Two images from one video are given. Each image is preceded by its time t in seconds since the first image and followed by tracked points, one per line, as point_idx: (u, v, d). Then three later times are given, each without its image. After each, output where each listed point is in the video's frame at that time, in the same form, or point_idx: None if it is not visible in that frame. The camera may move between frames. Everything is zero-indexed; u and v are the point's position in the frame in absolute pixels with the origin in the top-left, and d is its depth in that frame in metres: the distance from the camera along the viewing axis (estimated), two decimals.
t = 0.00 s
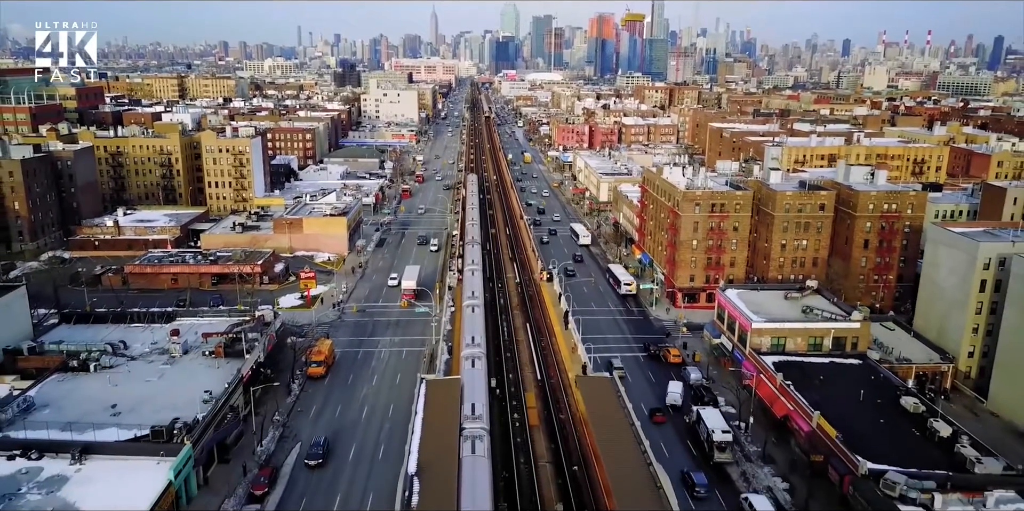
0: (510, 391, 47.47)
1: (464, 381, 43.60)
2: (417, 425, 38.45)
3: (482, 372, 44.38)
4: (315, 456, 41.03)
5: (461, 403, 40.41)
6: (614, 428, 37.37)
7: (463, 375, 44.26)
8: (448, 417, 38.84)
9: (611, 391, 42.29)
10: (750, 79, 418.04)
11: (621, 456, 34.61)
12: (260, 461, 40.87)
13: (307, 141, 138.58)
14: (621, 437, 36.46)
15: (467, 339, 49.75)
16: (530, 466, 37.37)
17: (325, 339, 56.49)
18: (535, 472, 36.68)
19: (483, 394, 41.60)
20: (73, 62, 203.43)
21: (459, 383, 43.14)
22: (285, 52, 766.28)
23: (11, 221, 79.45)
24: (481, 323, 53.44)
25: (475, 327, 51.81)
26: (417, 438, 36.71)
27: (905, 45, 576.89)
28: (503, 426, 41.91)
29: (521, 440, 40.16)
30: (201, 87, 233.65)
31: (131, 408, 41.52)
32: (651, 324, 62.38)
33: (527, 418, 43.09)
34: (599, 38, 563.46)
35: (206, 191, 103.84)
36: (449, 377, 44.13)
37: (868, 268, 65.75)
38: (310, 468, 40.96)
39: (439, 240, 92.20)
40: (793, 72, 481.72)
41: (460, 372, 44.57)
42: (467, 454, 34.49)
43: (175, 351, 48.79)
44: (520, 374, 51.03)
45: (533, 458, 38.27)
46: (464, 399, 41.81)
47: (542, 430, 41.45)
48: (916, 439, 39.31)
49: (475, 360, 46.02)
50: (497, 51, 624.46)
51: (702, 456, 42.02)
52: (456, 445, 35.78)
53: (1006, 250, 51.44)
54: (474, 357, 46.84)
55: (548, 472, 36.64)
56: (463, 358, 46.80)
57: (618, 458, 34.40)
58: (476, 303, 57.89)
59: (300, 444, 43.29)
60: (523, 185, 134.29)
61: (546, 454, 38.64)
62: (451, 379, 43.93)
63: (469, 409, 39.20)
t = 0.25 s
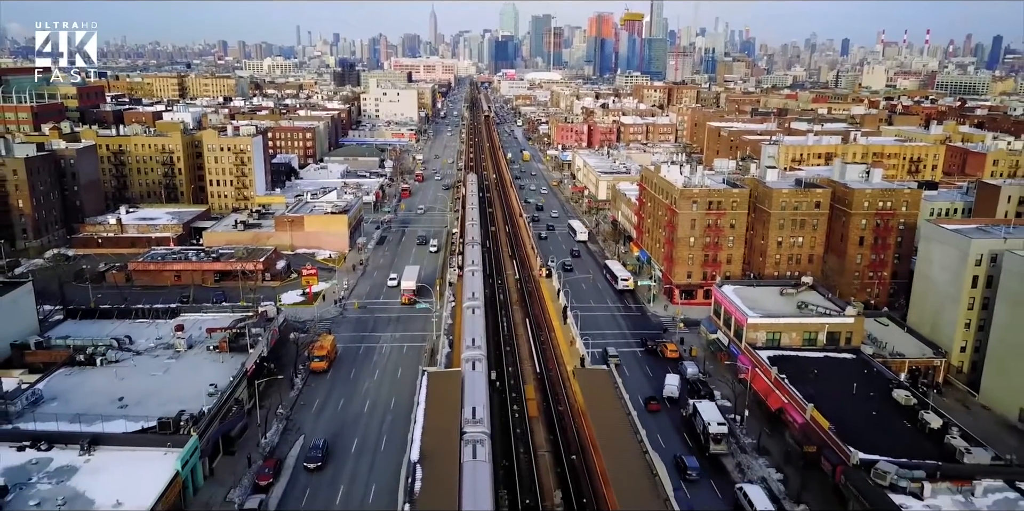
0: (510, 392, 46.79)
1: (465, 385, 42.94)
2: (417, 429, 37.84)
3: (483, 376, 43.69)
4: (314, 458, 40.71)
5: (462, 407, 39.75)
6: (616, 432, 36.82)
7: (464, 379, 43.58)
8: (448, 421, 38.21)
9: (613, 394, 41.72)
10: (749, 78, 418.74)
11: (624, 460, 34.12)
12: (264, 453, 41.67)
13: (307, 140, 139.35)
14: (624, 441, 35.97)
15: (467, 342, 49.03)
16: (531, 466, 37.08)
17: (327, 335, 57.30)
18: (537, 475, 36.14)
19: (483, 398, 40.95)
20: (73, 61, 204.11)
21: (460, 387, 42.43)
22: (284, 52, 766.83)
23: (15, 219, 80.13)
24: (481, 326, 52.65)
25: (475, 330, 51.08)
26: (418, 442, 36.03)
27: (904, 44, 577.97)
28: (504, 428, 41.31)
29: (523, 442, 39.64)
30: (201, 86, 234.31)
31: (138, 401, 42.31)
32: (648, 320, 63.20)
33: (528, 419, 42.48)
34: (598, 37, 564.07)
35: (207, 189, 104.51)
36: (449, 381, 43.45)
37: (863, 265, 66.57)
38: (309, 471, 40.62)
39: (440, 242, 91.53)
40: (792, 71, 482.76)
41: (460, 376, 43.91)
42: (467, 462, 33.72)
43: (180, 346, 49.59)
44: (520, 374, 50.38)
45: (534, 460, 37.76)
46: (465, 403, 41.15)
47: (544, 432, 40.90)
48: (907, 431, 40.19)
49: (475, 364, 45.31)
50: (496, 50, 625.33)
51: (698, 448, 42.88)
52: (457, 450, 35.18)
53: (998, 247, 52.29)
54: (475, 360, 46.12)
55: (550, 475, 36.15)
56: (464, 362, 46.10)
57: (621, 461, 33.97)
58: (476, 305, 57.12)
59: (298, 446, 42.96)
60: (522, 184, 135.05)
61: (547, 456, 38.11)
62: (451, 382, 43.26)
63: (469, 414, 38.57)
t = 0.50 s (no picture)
0: (512, 394, 45.86)
1: (467, 389, 41.98)
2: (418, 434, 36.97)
3: (484, 381, 42.75)
4: (313, 462, 40.21)
5: (463, 412, 38.85)
6: (619, 438, 36.10)
7: (466, 383, 42.63)
8: (448, 426, 37.32)
9: (616, 397, 40.98)
10: (747, 78, 420.23)
11: (628, 467, 33.40)
12: (270, 442, 42.77)
13: (308, 139, 140.45)
14: (627, 446, 35.29)
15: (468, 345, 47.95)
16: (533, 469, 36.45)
17: (330, 329, 58.44)
18: (540, 480, 35.40)
19: (485, 403, 40.06)
20: (74, 61, 204.97)
21: (461, 391, 41.50)
22: (283, 51, 767.46)
23: (20, 216, 81.13)
24: (482, 328, 51.68)
25: (476, 332, 50.12)
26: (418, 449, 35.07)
27: (902, 44, 579.63)
28: (505, 431, 40.52)
29: (524, 445, 38.93)
30: (201, 85, 235.18)
31: (147, 391, 43.44)
32: (645, 315, 64.41)
33: (530, 422, 41.61)
34: (596, 36, 565.40)
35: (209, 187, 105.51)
36: (450, 384, 42.55)
37: (856, 261, 67.77)
38: (308, 475, 40.13)
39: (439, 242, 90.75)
40: (790, 70, 484.22)
41: (461, 380, 42.94)
42: (469, 467, 33.07)
43: (187, 339, 50.72)
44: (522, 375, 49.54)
45: (536, 464, 37.04)
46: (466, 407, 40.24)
47: (546, 435, 40.13)
48: (895, 419, 41.44)
49: (477, 368, 44.35)
50: (495, 50, 626.39)
51: (693, 437, 44.01)
52: (458, 457, 34.35)
53: (986, 242, 53.47)
54: (476, 364, 45.17)
55: (553, 478, 35.48)
56: (464, 365, 45.19)
57: (625, 468, 33.30)
58: (477, 307, 56.35)
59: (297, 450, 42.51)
60: (521, 182, 136.17)
61: (550, 460, 37.42)
62: (452, 386, 42.35)
63: (471, 419, 37.71)
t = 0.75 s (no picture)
0: (514, 396, 45.40)
1: (468, 393, 41.55)
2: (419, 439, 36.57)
3: (485, 385, 42.33)
4: (313, 465, 39.92)
5: (465, 417, 38.44)
6: (621, 441, 35.69)
7: (467, 388, 42.19)
8: (449, 430, 36.90)
9: (618, 398, 40.58)
10: (746, 78, 421.13)
11: (631, 470, 32.99)
12: (275, 434, 43.58)
13: (308, 138, 141.27)
14: (630, 449, 34.90)
15: (468, 349, 47.50)
16: (535, 471, 36.10)
17: (332, 324, 59.27)
18: (543, 483, 34.99)
19: (486, 407, 39.66)
20: (75, 61, 205.57)
21: (462, 395, 41.05)
22: (282, 51, 767.74)
23: (24, 214, 81.86)
24: (482, 332, 51.26)
25: (477, 336, 49.71)
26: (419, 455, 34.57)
27: (901, 44, 580.72)
28: (507, 433, 40.10)
29: (527, 447, 38.52)
30: (201, 85, 235.82)
31: (154, 385, 44.25)
32: (643, 311, 65.29)
33: (533, 425, 41.19)
34: (595, 36, 566.15)
35: (211, 186, 106.17)
36: (451, 387, 42.10)
37: (852, 258, 68.61)
38: (308, 477, 39.85)
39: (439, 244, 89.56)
40: (789, 70, 485.20)
41: (463, 384, 42.50)
42: (471, 472, 32.65)
43: (191, 333, 51.53)
44: (523, 376, 49.11)
45: (538, 466, 36.65)
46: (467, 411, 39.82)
47: (549, 437, 39.69)
48: (887, 412, 42.25)
49: (478, 372, 43.87)
50: (494, 49, 627.16)
51: (690, 429, 44.85)
52: (459, 462, 33.93)
53: (978, 239, 54.29)
54: (477, 368, 44.73)
55: (556, 481, 35.11)
56: (465, 369, 44.73)
57: (627, 470, 32.95)
58: (477, 309, 56.02)
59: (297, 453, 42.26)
60: (520, 181, 136.96)
61: (552, 462, 37.03)
62: (453, 389, 41.93)
63: (472, 423, 37.30)
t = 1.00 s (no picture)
0: (515, 397, 44.69)
1: (469, 396, 40.84)
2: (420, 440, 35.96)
3: (487, 389, 41.62)
4: (313, 468, 39.58)
5: (466, 420, 37.76)
6: (624, 445, 35.20)
7: (469, 390, 41.45)
8: (450, 433, 36.18)
9: (621, 401, 40.05)
10: (744, 77, 422.37)
11: (635, 476, 32.49)
12: (280, 425, 44.64)
13: (309, 137, 142.37)
14: (633, 453, 34.44)
15: (468, 341, 48.70)
16: (537, 474, 35.62)
17: (335, 319, 60.38)
18: (545, 487, 34.48)
19: (488, 411, 38.99)
20: (75, 60, 206.32)
21: (463, 396, 40.31)
22: (281, 50, 768.11)
23: (29, 212, 82.87)
24: (483, 334, 50.47)
25: (478, 338, 49.03)
26: (420, 459, 33.82)
27: (899, 43, 582.34)
28: (508, 435, 39.53)
29: (529, 450, 37.97)
30: (201, 84, 236.69)
31: (162, 376, 45.39)
32: (640, 306, 66.45)
33: (534, 427, 40.60)
34: (594, 36, 567.12)
35: (212, 184, 107.21)
36: (452, 388, 41.39)
37: (845, 254, 69.75)
38: (308, 480, 39.48)
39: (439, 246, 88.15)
40: (787, 69, 486.48)
41: (464, 386, 41.72)
42: (473, 479, 32.04)
43: (198, 327, 52.69)
44: (524, 376, 48.40)
45: (540, 468, 36.14)
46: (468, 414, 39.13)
47: (550, 439, 39.13)
48: (876, 401, 43.47)
49: (479, 375, 43.20)
50: (493, 48, 628.15)
51: (685, 419, 46.00)
52: (461, 467, 33.30)
53: (967, 234, 55.48)
54: (478, 371, 44.04)
55: (558, 484, 34.62)
56: (467, 372, 44.01)
57: (631, 475, 32.50)
58: (478, 312, 55.34)
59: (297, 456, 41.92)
60: (519, 180, 138.09)
61: (554, 464, 36.57)
62: (454, 390, 41.19)
63: (474, 427, 36.62)
